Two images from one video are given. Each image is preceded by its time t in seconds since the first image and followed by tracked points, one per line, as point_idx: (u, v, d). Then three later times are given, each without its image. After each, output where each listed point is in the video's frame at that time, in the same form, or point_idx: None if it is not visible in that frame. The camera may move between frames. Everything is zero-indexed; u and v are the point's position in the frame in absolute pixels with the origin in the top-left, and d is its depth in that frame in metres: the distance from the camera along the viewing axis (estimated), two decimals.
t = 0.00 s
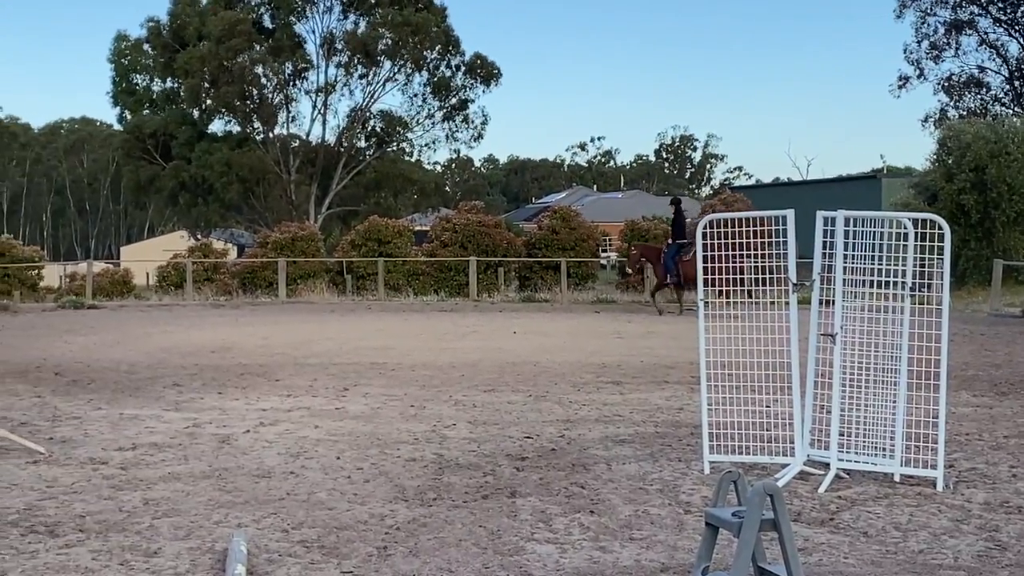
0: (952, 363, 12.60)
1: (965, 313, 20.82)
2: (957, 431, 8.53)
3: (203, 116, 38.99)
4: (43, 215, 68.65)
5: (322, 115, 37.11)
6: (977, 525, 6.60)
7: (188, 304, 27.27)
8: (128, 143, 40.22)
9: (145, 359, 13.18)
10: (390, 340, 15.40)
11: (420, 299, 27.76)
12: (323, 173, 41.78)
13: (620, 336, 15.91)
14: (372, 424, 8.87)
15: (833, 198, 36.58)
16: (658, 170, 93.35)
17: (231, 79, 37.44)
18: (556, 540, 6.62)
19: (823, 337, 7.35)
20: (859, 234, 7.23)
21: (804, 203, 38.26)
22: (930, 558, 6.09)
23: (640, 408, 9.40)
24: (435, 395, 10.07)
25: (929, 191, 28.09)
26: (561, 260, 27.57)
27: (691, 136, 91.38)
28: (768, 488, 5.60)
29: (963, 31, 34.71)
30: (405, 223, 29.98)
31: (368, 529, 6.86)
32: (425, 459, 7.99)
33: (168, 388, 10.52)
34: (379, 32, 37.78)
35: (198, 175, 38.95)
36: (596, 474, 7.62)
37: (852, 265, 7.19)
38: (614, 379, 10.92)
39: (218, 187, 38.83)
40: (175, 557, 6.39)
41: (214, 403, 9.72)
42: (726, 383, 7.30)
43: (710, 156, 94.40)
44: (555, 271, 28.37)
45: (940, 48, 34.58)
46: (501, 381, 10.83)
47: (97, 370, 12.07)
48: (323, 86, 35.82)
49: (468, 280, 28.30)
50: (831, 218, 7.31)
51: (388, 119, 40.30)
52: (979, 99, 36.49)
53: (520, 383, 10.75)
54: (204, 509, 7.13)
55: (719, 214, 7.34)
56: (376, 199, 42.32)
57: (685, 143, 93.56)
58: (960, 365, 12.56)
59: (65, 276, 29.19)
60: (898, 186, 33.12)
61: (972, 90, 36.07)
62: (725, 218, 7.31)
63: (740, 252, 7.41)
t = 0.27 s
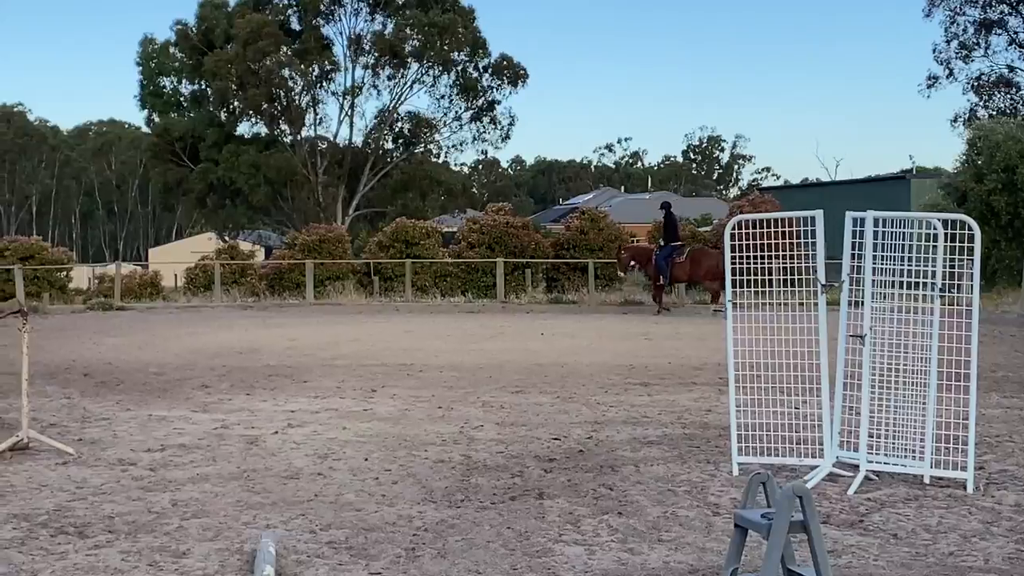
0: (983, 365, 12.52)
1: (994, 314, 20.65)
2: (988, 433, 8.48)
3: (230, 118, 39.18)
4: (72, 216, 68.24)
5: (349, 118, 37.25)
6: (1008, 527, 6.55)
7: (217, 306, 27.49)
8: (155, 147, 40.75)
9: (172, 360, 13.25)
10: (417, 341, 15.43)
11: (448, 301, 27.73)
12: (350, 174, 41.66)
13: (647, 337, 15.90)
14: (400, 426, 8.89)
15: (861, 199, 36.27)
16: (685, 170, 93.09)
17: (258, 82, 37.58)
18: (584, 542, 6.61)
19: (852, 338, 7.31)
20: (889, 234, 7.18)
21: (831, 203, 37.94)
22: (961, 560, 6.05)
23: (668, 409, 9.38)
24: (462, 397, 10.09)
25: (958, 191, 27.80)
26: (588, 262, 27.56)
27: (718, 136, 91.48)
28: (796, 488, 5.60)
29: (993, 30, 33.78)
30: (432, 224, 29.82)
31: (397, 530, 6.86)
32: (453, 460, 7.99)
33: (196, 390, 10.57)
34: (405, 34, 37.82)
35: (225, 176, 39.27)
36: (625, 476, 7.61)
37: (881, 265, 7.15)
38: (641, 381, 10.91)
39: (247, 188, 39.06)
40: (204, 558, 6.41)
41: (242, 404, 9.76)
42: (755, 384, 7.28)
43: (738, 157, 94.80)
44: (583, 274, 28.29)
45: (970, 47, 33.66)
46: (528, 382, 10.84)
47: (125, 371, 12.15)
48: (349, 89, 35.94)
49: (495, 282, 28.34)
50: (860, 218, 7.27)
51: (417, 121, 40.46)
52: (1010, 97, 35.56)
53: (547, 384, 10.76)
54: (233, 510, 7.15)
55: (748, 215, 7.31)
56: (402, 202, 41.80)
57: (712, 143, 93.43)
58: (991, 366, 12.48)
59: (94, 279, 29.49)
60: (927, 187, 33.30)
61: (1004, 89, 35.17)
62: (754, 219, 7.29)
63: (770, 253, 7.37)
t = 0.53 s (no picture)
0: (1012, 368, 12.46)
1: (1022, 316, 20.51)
2: (1017, 434, 8.44)
3: (255, 119, 39.24)
4: (100, 218, 69.07)
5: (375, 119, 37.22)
6: None
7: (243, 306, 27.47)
8: (182, 149, 40.96)
9: (200, 361, 13.33)
10: (444, 342, 15.48)
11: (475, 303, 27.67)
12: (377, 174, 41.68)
13: (674, 338, 15.89)
14: (426, 426, 8.91)
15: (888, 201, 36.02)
16: (711, 170, 92.96)
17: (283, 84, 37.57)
18: (611, 543, 6.60)
19: (879, 339, 7.29)
20: (917, 234, 7.15)
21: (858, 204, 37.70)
22: (990, 561, 6.01)
23: (695, 410, 9.38)
24: (489, 398, 10.11)
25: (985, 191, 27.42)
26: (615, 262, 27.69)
27: (744, 137, 91.46)
28: (823, 487, 5.60)
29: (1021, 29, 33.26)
30: (459, 226, 29.85)
31: (423, 531, 6.86)
32: (480, 461, 8.00)
33: (223, 390, 10.62)
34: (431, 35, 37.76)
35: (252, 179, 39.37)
36: (652, 477, 7.60)
37: (908, 266, 7.12)
38: (668, 382, 10.91)
39: (273, 190, 38.90)
40: (232, 558, 6.43)
41: (269, 405, 9.80)
42: (783, 386, 7.26)
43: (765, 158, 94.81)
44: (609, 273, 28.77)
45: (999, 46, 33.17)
46: (555, 383, 10.86)
47: (153, 372, 12.21)
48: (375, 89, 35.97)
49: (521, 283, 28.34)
50: (888, 218, 7.23)
51: (442, 122, 40.35)
52: None
53: (574, 385, 10.77)
54: (260, 510, 7.17)
55: (775, 215, 7.30)
56: (428, 203, 42.02)
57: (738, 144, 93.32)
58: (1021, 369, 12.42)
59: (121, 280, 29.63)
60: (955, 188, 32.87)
61: None
62: (781, 219, 7.27)
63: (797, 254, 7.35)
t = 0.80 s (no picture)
0: None
1: None
2: None
3: (281, 120, 39.28)
4: (127, 218, 70.08)
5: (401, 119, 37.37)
6: None
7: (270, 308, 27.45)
8: (209, 151, 41.23)
9: (226, 360, 13.42)
10: (470, 342, 15.54)
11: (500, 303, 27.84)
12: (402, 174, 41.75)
13: (699, 338, 15.92)
14: (452, 426, 8.94)
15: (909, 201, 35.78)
16: (737, 170, 92.86)
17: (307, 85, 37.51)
18: (637, 543, 6.60)
19: (906, 338, 7.27)
20: (944, 233, 7.13)
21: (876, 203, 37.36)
22: (1020, 562, 5.99)
23: (722, 410, 9.37)
24: (515, 397, 10.14)
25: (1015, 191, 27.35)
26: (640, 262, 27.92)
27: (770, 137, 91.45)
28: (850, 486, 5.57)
29: None
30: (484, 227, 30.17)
31: (449, 530, 6.87)
32: (506, 461, 8.02)
33: (250, 390, 10.68)
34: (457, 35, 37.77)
35: (278, 178, 39.58)
36: (678, 477, 7.60)
37: (935, 265, 7.10)
38: (694, 381, 10.92)
39: (298, 191, 38.81)
40: (259, 557, 6.44)
41: (295, 405, 9.85)
42: (808, 385, 7.25)
43: (790, 157, 94.71)
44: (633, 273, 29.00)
45: None
46: (580, 383, 10.89)
47: (180, 371, 12.30)
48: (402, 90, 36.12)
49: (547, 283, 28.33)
50: (914, 217, 7.22)
51: (467, 121, 40.49)
52: None
53: (600, 385, 10.79)
54: (288, 510, 7.19)
55: (802, 214, 7.29)
56: (453, 203, 42.19)
57: (764, 143, 93.39)
58: None
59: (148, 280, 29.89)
60: (982, 186, 33.20)
61: None
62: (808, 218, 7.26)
63: (824, 253, 7.34)
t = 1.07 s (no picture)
0: None
1: None
2: None
3: (305, 120, 39.40)
4: (152, 217, 70.30)
5: (424, 119, 37.31)
6: None
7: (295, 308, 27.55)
8: (233, 151, 41.49)
9: (250, 360, 13.47)
10: (495, 342, 15.58)
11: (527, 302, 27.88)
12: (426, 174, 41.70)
13: (724, 337, 15.94)
14: (476, 425, 8.96)
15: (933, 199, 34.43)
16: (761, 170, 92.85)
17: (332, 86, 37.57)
18: (663, 543, 6.59)
19: (933, 338, 7.23)
20: (971, 232, 7.09)
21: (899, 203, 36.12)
22: None
23: (746, 409, 9.37)
24: (539, 397, 10.17)
25: None
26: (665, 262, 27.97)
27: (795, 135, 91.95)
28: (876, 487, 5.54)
29: None
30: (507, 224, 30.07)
31: (474, 530, 6.87)
32: (530, 460, 8.02)
33: (275, 390, 10.72)
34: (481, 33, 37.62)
35: (301, 177, 39.69)
36: (702, 476, 7.59)
37: (962, 264, 7.07)
38: (718, 381, 10.93)
39: (323, 191, 39.09)
40: (284, 556, 6.45)
41: (320, 404, 9.88)
42: (834, 385, 7.23)
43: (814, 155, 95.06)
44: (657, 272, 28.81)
45: None
46: (605, 383, 10.90)
47: (206, 371, 12.36)
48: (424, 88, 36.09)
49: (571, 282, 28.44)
50: (942, 217, 7.18)
51: (491, 121, 40.26)
52: None
53: (624, 385, 10.80)
54: (313, 508, 7.20)
55: (828, 214, 7.26)
56: (477, 203, 42.01)
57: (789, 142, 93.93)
58: None
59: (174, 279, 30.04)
60: (1009, 185, 31.73)
61: None
62: (834, 218, 7.23)
63: (850, 253, 7.31)
